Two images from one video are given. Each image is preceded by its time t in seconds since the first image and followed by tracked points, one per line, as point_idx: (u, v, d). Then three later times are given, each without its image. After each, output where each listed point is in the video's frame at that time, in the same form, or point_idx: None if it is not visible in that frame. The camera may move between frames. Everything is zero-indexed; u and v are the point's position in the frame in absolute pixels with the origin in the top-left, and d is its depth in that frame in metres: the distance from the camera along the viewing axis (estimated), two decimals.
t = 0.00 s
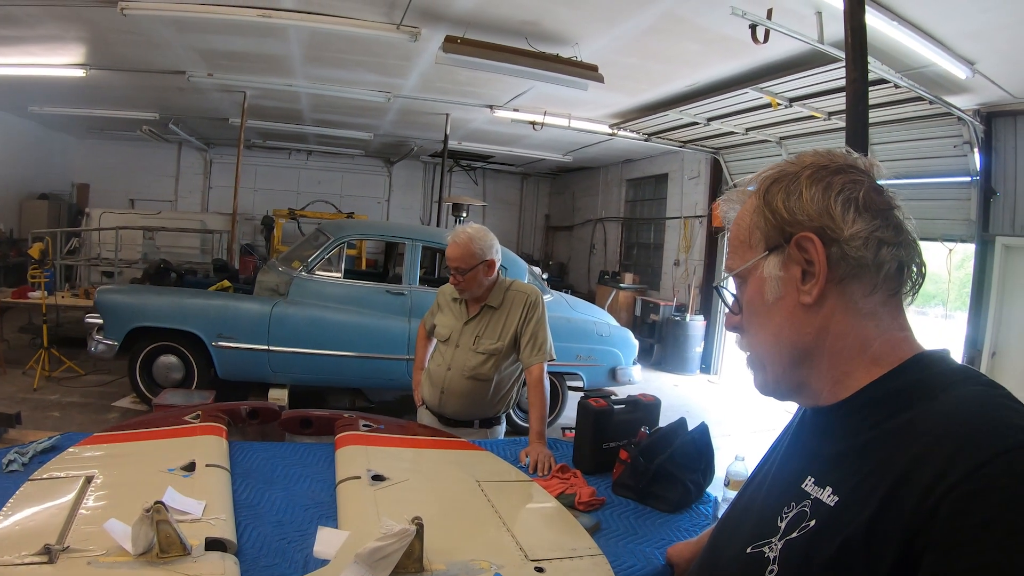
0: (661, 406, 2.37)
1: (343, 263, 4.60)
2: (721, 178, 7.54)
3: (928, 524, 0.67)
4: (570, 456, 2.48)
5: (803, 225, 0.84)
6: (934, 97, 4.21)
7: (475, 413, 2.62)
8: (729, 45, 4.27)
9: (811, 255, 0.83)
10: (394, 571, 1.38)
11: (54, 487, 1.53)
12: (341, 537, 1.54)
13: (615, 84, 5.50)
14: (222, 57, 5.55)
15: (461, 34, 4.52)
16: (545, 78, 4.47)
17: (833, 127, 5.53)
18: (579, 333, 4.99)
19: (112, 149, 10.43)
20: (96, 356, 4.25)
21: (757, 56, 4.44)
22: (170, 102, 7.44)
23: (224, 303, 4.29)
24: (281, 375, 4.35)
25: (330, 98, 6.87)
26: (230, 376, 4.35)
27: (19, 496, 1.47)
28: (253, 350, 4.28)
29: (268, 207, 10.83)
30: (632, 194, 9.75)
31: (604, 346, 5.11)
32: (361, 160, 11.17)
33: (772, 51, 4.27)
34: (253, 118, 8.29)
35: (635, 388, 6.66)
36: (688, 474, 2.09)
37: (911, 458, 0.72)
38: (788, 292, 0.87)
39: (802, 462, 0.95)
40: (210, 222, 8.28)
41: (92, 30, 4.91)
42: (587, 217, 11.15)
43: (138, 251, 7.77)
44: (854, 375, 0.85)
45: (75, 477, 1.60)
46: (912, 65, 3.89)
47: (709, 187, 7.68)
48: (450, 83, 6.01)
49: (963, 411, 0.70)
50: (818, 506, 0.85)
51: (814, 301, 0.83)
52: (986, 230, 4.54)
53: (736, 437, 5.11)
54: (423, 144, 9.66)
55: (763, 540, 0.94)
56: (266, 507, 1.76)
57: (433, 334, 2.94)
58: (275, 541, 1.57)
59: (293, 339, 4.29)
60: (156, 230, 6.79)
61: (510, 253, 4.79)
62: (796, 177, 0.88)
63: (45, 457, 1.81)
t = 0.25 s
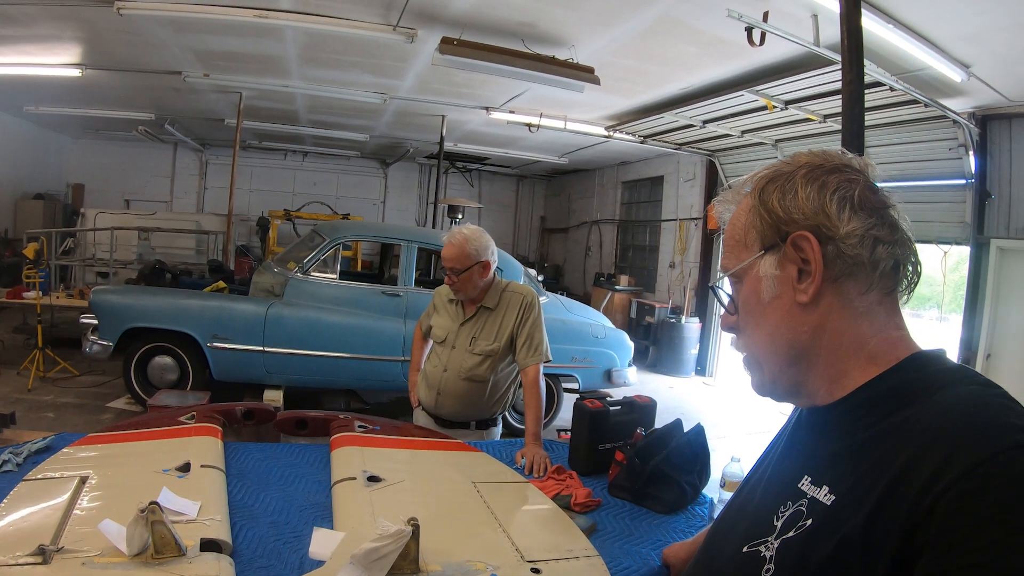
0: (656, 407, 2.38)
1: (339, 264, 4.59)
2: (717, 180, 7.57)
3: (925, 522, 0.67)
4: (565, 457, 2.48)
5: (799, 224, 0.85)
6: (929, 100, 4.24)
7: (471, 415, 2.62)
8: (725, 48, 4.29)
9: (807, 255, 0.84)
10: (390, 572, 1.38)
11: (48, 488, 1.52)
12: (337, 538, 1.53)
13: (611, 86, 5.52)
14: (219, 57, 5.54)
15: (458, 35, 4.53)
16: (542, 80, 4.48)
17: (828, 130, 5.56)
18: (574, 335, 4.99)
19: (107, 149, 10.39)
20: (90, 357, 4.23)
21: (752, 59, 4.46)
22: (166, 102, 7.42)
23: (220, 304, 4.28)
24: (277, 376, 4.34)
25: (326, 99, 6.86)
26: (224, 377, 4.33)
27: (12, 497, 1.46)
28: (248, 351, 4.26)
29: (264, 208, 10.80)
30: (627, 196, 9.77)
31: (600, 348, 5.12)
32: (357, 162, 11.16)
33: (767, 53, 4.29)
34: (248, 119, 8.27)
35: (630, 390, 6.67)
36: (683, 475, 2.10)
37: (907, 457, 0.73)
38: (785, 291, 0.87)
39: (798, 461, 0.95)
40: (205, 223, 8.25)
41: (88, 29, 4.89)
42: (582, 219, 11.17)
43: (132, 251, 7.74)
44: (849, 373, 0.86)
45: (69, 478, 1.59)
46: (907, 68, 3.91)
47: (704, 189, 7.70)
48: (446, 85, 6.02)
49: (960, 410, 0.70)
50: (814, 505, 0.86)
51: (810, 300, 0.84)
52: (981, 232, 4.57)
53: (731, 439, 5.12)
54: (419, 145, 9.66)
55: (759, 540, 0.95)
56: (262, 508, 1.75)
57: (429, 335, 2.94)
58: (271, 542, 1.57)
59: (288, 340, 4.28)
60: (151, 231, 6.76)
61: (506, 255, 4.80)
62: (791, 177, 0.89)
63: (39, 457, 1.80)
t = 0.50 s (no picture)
0: (653, 409, 2.38)
1: (335, 265, 4.58)
2: (713, 183, 7.59)
3: (923, 521, 0.67)
4: (562, 459, 2.48)
5: (801, 220, 0.86)
6: (926, 103, 4.27)
7: (467, 415, 2.61)
8: (722, 50, 4.30)
9: (807, 251, 0.85)
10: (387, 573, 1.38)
11: (43, 488, 1.51)
12: (333, 539, 1.53)
13: (608, 88, 5.54)
14: (216, 57, 5.53)
15: (456, 37, 4.53)
16: (539, 81, 4.49)
17: (824, 133, 5.58)
18: (571, 336, 5.00)
19: (103, 149, 10.35)
20: (86, 357, 4.21)
21: (750, 61, 4.48)
22: (163, 102, 7.40)
23: (216, 304, 4.26)
24: (273, 376, 4.33)
25: (323, 99, 6.85)
26: (220, 377, 4.32)
27: (7, 497, 1.45)
28: (244, 352, 4.25)
29: (260, 209, 10.78)
30: (624, 198, 9.79)
31: (596, 350, 5.12)
32: (354, 163, 11.15)
33: (765, 56, 4.31)
34: (246, 119, 8.25)
35: (626, 391, 6.67)
36: (680, 477, 2.10)
37: (905, 456, 0.73)
38: (783, 286, 0.88)
39: (795, 461, 0.96)
40: (202, 223, 8.23)
41: (86, 28, 4.88)
42: (579, 221, 11.19)
43: (128, 251, 7.71)
44: (847, 372, 0.86)
45: (65, 477, 1.58)
46: (904, 72, 3.94)
47: (701, 191, 7.73)
48: (444, 86, 6.03)
49: (958, 409, 0.70)
50: (811, 505, 0.86)
51: (808, 295, 0.85)
52: (976, 235, 4.59)
53: (727, 442, 5.13)
54: (416, 146, 9.66)
55: (756, 539, 0.95)
56: (258, 509, 1.75)
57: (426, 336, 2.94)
58: (267, 543, 1.56)
59: (285, 341, 4.27)
60: (147, 231, 6.74)
61: (502, 256, 4.80)
62: (798, 175, 0.89)
63: (35, 457, 1.79)
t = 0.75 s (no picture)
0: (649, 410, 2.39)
1: (331, 265, 4.57)
2: (709, 185, 7.61)
3: (921, 521, 0.68)
4: (558, 460, 2.48)
5: (801, 221, 0.86)
6: (922, 106, 4.29)
7: (463, 417, 2.61)
8: (719, 52, 4.32)
9: (806, 252, 0.85)
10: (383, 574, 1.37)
11: (37, 488, 1.51)
12: (329, 540, 1.53)
13: (605, 90, 5.55)
14: (213, 57, 5.52)
15: (453, 37, 4.53)
16: (537, 83, 4.49)
17: (819, 135, 5.61)
18: (567, 338, 5.00)
19: (99, 148, 10.30)
20: (81, 357, 4.19)
21: (746, 64, 4.50)
22: (159, 101, 7.38)
23: (211, 305, 4.25)
24: (268, 377, 4.31)
25: (320, 100, 6.85)
26: (215, 378, 4.30)
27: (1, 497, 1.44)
28: (239, 353, 4.23)
29: (256, 209, 10.75)
30: (620, 200, 9.81)
31: (592, 352, 5.13)
32: (350, 164, 11.14)
33: (761, 58, 4.32)
34: (242, 119, 8.23)
35: (622, 393, 6.68)
36: (676, 479, 2.10)
37: (903, 458, 0.74)
38: (782, 287, 0.88)
39: (793, 463, 0.96)
40: (197, 223, 8.19)
41: (83, 27, 4.86)
42: (575, 223, 11.20)
43: (124, 251, 7.68)
44: (844, 372, 0.87)
45: (59, 477, 1.57)
46: (900, 74, 3.96)
47: (697, 193, 7.75)
48: (441, 87, 6.03)
49: (957, 410, 0.71)
50: (809, 507, 0.87)
51: (806, 297, 0.85)
52: (972, 238, 4.62)
53: (723, 443, 5.14)
54: (413, 147, 9.65)
55: (754, 542, 0.95)
56: (253, 509, 1.74)
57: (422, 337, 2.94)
58: (262, 544, 1.56)
59: (281, 342, 4.26)
60: (143, 231, 6.71)
61: (499, 258, 4.80)
62: (797, 175, 0.90)
63: (29, 457, 1.78)
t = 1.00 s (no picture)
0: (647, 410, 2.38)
1: (328, 264, 4.55)
2: (706, 185, 7.62)
3: (924, 521, 0.68)
4: (554, 460, 2.48)
5: (806, 218, 0.86)
6: (919, 108, 4.31)
7: (460, 416, 2.61)
8: (717, 53, 4.32)
9: (811, 249, 0.85)
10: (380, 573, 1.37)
11: (31, 485, 1.49)
12: (325, 539, 1.52)
13: (603, 89, 5.55)
14: (210, 54, 5.49)
15: (450, 36, 4.52)
16: (534, 82, 4.48)
17: (816, 136, 5.63)
18: (563, 337, 5.00)
19: (95, 145, 10.25)
20: (76, 354, 4.17)
21: (744, 64, 4.50)
22: (156, 98, 7.34)
23: (207, 302, 4.23)
24: (264, 375, 4.30)
25: (317, 97, 6.82)
26: (211, 376, 4.28)
27: None
28: (235, 351, 4.22)
29: (253, 207, 10.71)
30: (617, 200, 9.81)
31: (589, 351, 5.13)
32: (347, 162, 11.12)
33: (760, 59, 4.33)
34: (239, 117, 8.20)
35: (618, 393, 6.68)
36: (674, 479, 2.10)
37: (906, 458, 0.73)
38: (785, 283, 0.88)
39: (793, 463, 0.96)
40: (194, 221, 8.16)
41: (79, 24, 4.83)
42: (571, 222, 11.20)
43: (119, 248, 7.64)
44: (845, 371, 0.87)
45: (53, 476, 1.56)
46: (898, 75, 3.97)
47: (694, 193, 7.75)
48: (439, 85, 6.02)
49: (960, 409, 0.71)
50: (810, 507, 0.86)
51: (810, 294, 0.85)
52: (968, 240, 4.64)
53: (720, 443, 5.15)
54: (410, 146, 9.64)
55: (754, 541, 0.95)
56: (249, 508, 1.73)
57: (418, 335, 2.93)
58: (258, 543, 1.55)
59: (277, 340, 4.24)
60: (138, 228, 6.67)
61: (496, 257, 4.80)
62: (803, 171, 0.90)
63: (24, 454, 1.77)
